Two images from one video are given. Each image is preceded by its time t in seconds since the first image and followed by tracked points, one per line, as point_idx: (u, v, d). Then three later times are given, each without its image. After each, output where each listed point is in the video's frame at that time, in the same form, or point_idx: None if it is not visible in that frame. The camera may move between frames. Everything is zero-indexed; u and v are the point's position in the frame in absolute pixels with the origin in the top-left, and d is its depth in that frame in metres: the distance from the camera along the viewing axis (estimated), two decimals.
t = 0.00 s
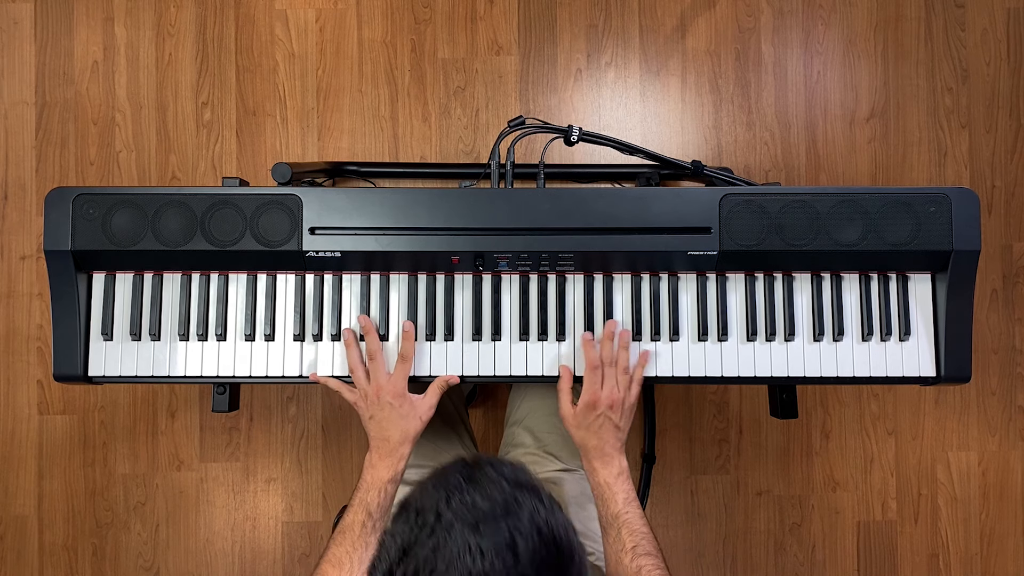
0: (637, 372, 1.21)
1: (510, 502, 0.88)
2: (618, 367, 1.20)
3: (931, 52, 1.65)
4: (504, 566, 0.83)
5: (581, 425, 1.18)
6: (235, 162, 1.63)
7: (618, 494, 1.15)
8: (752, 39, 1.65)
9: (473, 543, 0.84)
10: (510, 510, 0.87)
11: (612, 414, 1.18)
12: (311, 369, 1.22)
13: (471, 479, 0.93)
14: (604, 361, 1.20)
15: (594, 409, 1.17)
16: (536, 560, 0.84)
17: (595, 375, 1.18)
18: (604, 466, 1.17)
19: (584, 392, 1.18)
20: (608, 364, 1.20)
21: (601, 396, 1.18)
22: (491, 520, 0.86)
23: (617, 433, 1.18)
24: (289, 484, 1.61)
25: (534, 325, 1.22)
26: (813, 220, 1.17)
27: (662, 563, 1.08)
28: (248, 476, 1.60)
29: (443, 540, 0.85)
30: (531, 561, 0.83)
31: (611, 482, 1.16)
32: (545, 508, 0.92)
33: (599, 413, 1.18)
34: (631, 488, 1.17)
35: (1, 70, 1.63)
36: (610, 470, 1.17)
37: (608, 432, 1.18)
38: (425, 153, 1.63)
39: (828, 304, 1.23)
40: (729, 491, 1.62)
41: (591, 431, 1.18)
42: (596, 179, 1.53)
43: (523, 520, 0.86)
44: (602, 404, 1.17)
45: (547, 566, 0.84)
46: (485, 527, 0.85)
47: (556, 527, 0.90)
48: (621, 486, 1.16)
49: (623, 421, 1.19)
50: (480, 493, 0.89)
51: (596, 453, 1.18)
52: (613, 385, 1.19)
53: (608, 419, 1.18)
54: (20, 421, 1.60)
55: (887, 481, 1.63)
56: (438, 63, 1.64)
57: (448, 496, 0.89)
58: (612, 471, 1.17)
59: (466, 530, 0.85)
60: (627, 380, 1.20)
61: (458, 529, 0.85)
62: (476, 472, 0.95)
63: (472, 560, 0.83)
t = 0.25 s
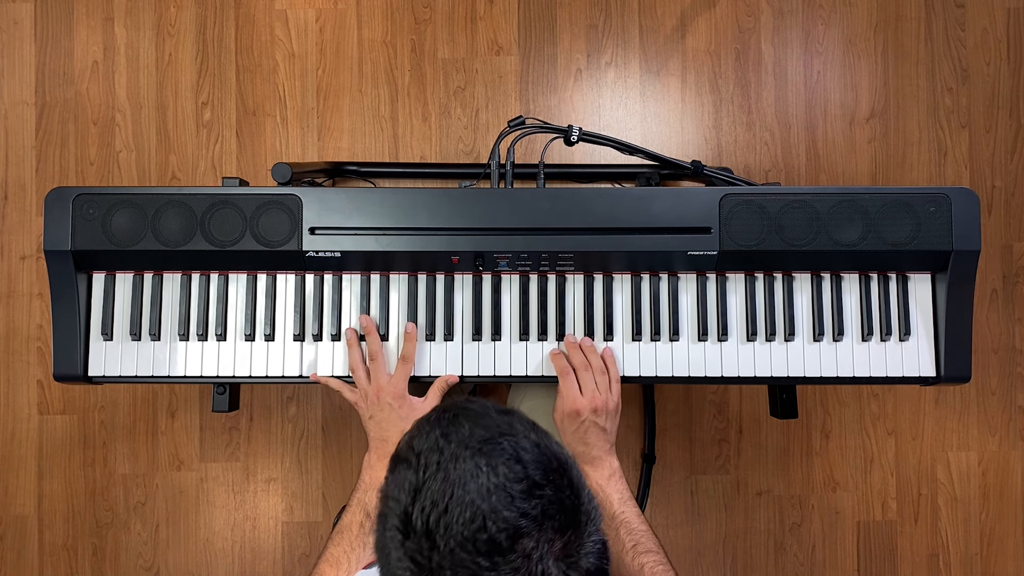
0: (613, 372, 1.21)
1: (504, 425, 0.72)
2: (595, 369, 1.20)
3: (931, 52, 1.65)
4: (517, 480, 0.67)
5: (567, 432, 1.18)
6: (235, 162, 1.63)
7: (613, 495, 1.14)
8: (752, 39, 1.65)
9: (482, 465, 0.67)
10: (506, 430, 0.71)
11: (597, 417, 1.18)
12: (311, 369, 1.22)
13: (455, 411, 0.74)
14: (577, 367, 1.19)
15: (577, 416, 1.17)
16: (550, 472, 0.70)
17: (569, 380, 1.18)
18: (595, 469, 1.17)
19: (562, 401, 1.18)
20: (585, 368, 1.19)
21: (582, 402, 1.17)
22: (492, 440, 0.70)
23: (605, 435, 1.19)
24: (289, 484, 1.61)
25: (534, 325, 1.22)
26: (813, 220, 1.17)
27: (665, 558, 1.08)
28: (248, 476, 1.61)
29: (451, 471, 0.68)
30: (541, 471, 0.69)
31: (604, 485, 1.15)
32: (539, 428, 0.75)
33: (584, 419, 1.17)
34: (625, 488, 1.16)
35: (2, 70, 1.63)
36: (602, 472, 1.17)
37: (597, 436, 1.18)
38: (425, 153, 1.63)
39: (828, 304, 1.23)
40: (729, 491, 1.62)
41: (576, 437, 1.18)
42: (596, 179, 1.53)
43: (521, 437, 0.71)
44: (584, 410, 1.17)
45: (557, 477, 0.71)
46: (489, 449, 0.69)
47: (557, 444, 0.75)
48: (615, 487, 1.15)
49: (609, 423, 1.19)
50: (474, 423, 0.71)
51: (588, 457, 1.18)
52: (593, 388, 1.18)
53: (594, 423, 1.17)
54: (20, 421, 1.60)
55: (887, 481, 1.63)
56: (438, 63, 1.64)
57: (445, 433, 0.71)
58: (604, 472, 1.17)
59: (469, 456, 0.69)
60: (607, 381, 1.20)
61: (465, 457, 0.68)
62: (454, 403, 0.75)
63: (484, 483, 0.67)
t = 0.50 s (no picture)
0: (610, 373, 1.20)
1: (522, 432, 0.76)
2: (593, 369, 1.20)
3: (931, 52, 1.65)
4: (534, 488, 0.71)
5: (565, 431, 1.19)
6: (235, 162, 1.63)
7: (610, 496, 1.15)
8: (752, 39, 1.65)
9: (500, 471, 0.71)
10: (524, 439, 0.75)
11: (595, 418, 1.18)
12: (311, 369, 1.22)
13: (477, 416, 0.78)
14: (575, 367, 1.20)
15: (575, 417, 1.17)
16: (565, 483, 0.73)
17: (566, 380, 1.18)
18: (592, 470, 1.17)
19: (560, 401, 1.18)
20: (584, 368, 1.19)
21: (580, 403, 1.17)
22: (510, 448, 0.74)
23: (602, 437, 1.19)
24: (289, 484, 1.61)
25: (534, 325, 1.22)
26: (813, 220, 1.17)
27: (661, 560, 1.08)
28: (248, 476, 1.60)
29: (468, 476, 0.72)
30: (556, 480, 0.72)
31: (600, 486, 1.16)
32: (556, 438, 0.79)
33: (581, 419, 1.17)
34: (622, 490, 1.17)
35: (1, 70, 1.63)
36: (599, 473, 1.17)
37: (595, 437, 1.18)
38: (425, 153, 1.63)
39: (828, 304, 1.23)
40: (730, 491, 1.62)
41: (574, 437, 1.18)
42: (596, 179, 1.53)
43: (537, 447, 0.75)
44: (583, 411, 1.17)
45: (573, 488, 0.73)
46: (507, 454, 0.73)
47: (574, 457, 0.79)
48: (612, 488, 1.16)
49: (606, 424, 1.19)
50: (493, 429, 0.76)
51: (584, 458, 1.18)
52: (592, 388, 1.18)
53: (591, 423, 1.18)
54: (20, 421, 1.60)
55: (887, 481, 1.63)
56: (438, 63, 1.64)
57: (464, 437, 0.75)
58: (601, 473, 1.17)
59: (489, 460, 0.72)
60: (606, 381, 1.19)
61: (483, 463, 0.72)
62: (473, 406, 0.80)
63: (502, 490, 0.70)
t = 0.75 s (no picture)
0: (609, 375, 1.20)
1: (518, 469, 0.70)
2: (592, 370, 1.19)
3: (931, 52, 1.65)
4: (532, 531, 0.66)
5: (565, 432, 1.18)
6: (235, 162, 1.63)
7: (610, 498, 1.16)
8: (752, 39, 1.65)
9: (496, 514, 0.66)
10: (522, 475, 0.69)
11: (595, 419, 1.17)
12: (311, 369, 1.22)
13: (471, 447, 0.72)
14: (575, 368, 1.19)
15: (575, 418, 1.17)
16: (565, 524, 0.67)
17: (566, 382, 1.17)
18: (593, 471, 1.18)
19: (560, 402, 1.17)
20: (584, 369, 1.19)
21: (580, 403, 1.16)
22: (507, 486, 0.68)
23: (604, 437, 1.18)
24: (289, 484, 1.61)
25: (534, 325, 1.22)
26: (812, 220, 1.17)
27: (662, 561, 1.10)
28: (248, 476, 1.60)
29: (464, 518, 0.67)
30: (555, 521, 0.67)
31: (601, 487, 1.16)
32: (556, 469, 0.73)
33: (581, 420, 1.17)
34: (623, 490, 1.17)
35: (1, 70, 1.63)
36: (600, 474, 1.17)
37: (595, 437, 1.18)
38: (425, 153, 1.63)
39: (828, 304, 1.23)
40: (730, 491, 1.62)
41: (574, 439, 1.18)
42: (596, 179, 1.53)
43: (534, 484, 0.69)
44: (582, 411, 1.16)
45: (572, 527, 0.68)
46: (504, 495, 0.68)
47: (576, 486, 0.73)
48: (612, 489, 1.16)
49: (606, 424, 1.18)
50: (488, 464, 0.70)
51: (585, 459, 1.18)
52: (592, 388, 1.17)
53: (591, 424, 1.17)
54: (20, 421, 1.60)
55: (887, 481, 1.63)
56: (438, 63, 1.64)
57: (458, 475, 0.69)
58: (602, 475, 1.17)
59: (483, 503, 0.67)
60: (605, 382, 1.19)
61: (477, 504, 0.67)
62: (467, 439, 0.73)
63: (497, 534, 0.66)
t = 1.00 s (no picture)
0: (609, 373, 1.20)
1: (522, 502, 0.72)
2: (593, 368, 1.19)
3: (931, 52, 1.65)
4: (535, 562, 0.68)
5: (561, 430, 1.17)
6: (235, 162, 1.63)
7: (608, 499, 1.15)
8: (752, 39, 1.65)
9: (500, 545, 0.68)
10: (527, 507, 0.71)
11: (592, 417, 1.17)
12: (311, 369, 1.22)
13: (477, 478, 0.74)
14: (575, 366, 1.19)
15: (572, 415, 1.16)
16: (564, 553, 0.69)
17: (565, 379, 1.17)
18: (591, 472, 1.16)
19: (557, 398, 1.17)
20: (584, 366, 1.19)
21: (577, 400, 1.16)
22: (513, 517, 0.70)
23: (601, 437, 1.17)
24: (289, 484, 1.61)
25: (534, 325, 1.22)
26: (813, 220, 1.17)
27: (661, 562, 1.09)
28: (248, 476, 1.60)
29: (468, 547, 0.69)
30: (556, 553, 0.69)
31: (600, 489, 1.15)
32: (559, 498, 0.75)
33: (578, 418, 1.16)
34: (621, 492, 1.16)
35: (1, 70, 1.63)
36: (597, 476, 1.16)
37: (592, 436, 1.17)
38: (425, 153, 1.63)
39: (828, 304, 1.23)
40: (730, 491, 1.62)
41: (571, 437, 1.17)
42: (596, 179, 1.53)
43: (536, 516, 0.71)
44: (579, 408, 1.16)
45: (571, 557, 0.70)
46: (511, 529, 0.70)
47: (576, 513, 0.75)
48: (611, 490, 1.15)
49: (604, 424, 1.18)
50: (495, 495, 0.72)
51: (583, 459, 1.17)
52: (590, 386, 1.17)
53: (588, 423, 1.16)
54: (20, 421, 1.60)
55: (887, 481, 1.63)
56: (438, 63, 1.64)
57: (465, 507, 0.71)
58: (600, 476, 1.16)
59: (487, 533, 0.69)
60: (605, 381, 1.19)
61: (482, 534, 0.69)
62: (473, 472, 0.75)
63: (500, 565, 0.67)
